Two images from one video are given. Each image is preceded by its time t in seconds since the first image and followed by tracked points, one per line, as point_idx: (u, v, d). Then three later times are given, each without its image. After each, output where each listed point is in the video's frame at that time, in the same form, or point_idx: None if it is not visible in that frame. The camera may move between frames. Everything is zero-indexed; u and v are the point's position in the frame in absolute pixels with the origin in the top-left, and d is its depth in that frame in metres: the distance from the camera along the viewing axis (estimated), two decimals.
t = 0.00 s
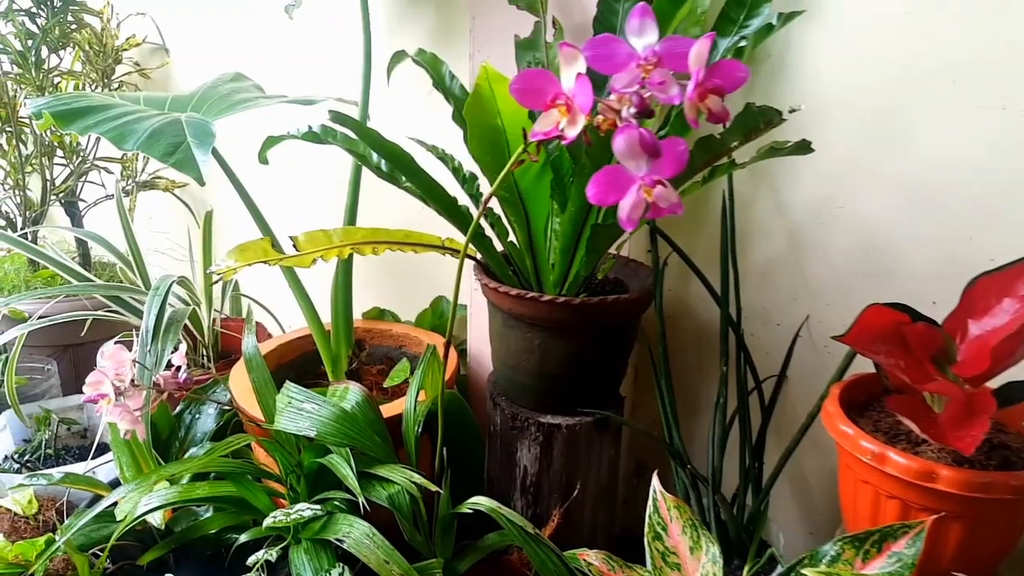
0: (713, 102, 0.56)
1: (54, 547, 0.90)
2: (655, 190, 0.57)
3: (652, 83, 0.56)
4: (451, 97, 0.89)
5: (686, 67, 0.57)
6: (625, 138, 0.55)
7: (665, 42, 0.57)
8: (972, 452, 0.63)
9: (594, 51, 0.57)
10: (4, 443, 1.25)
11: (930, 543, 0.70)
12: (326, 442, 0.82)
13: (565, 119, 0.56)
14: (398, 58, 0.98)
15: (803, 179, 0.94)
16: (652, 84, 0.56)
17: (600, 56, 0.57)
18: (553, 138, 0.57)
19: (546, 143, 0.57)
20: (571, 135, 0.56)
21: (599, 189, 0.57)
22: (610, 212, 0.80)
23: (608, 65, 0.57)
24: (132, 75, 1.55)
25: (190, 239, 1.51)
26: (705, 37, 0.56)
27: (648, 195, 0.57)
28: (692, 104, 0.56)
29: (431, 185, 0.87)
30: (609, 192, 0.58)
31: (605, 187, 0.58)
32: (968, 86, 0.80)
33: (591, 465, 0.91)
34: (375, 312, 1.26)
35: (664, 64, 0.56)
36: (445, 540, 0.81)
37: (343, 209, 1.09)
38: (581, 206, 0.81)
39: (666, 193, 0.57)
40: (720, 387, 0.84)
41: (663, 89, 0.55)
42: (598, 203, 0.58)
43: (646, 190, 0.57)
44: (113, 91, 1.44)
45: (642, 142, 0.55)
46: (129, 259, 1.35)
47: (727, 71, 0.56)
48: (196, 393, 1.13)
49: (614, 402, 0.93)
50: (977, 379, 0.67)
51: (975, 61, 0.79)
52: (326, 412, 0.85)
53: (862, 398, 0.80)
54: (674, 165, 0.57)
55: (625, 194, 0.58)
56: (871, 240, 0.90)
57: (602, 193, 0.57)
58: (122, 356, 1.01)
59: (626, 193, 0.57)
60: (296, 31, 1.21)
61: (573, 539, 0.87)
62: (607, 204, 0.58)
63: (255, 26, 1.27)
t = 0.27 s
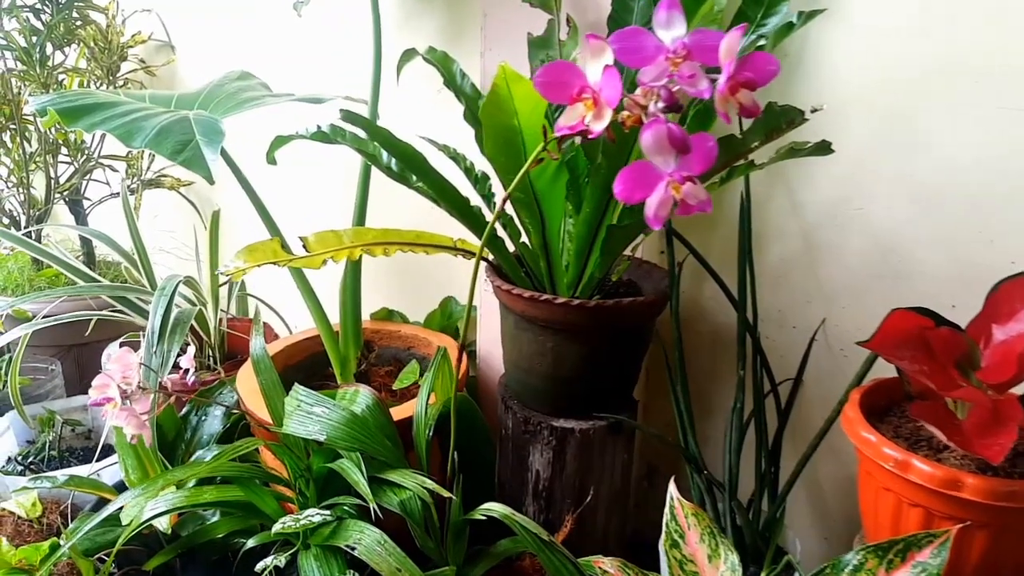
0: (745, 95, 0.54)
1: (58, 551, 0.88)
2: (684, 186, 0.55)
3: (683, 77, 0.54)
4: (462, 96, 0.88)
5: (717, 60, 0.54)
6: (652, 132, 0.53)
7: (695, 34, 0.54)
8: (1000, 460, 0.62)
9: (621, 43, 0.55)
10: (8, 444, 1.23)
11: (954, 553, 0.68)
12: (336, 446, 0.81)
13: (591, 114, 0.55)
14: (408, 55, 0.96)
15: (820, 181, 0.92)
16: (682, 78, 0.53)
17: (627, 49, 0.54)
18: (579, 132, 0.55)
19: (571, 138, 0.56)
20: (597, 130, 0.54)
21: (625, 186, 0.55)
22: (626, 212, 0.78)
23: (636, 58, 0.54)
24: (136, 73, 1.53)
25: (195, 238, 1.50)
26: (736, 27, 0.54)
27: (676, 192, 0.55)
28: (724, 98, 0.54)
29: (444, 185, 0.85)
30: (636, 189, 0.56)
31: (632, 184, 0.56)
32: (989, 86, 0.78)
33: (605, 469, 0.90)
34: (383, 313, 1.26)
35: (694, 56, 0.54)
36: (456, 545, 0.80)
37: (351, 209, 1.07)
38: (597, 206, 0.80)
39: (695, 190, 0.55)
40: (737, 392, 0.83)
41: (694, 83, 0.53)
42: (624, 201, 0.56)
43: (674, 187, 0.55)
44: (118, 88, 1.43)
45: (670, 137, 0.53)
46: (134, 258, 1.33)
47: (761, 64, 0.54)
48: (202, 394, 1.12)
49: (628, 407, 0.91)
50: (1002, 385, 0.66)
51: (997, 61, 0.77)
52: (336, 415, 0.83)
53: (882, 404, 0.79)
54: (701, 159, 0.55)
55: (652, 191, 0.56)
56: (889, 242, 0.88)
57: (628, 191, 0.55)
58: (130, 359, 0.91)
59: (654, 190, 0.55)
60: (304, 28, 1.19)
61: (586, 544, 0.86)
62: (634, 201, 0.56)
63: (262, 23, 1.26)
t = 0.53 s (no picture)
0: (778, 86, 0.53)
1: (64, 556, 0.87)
2: (715, 180, 0.53)
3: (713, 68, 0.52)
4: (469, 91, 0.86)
5: (749, 50, 0.53)
6: (682, 125, 0.51)
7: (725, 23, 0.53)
8: None
9: (650, 33, 0.53)
10: (11, 447, 1.22)
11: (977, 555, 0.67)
12: (347, 449, 0.79)
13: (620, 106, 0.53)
14: (416, 51, 0.95)
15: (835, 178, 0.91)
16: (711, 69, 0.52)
17: (656, 38, 0.53)
18: (608, 125, 0.54)
19: (599, 131, 0.55)
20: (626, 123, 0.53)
21: (655, 180, 0.54)
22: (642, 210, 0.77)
23: (664, 48, 0.53)
24: (138, 70, 1.52)
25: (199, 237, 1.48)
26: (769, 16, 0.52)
27: (708, 186, 0.54)
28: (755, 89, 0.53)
29: (454, 183, 0.84)
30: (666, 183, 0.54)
31: (662, 177, 0.55)
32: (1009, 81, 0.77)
33: (619, 471, 0.88)
34: (390, 312, 1.25)
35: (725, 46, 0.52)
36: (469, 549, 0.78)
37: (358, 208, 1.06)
38: (611, 204, 0.78)
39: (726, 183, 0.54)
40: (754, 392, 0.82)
41: (724, 74, 0.51)
42: (655, 195, 0.55)
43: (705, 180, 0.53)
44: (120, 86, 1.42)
45: (700, 129, 0.51)
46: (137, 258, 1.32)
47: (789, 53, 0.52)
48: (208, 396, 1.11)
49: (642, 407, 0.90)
50: None
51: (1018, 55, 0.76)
52: (345, 417, 0.82)
53: (901, 403, 0.77)
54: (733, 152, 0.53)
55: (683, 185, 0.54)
56: (906, 240, 0.87)
57: (659, 185, 0.54)
58: (138, 360, 0.89)
59: (685, 184, 0.54)
60: (310, 24, 1.18)
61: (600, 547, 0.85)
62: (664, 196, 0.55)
63: (266, 19, 1.24)
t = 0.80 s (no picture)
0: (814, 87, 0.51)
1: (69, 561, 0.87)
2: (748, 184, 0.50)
3: (747, 67, 0.48)
4: (479, 89, 0.85)
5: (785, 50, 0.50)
6: (716, 128, 0.48)
7: (760, 21, 0.50)
8: None
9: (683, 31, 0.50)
10: (13, 450, 1.20)
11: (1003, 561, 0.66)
12: (357, 453, 0.78)
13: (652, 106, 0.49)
14: (424, 49, 0.94)
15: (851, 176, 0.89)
16: (745, 68, 0.48)
17: (691, 37, 0.49)
18: (638, 128, 0.49)
19: (630, 133, 0.50)
20: (660, 124, 0.49)
21: (689, 185, 0.50)
22: (658, 210, 0.75)
23: (700, 46, 0.49)
24: (140, 69, 1.50)
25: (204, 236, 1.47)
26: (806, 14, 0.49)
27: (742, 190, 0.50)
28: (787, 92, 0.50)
29: (467, 181, 0.82)
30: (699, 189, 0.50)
31: (694, 183, 0.50)
32: None
33: (632, 474, 0.87)
34: (397, 313, 1.23)
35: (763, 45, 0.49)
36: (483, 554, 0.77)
37: (366, 207, 1.04)
38: (626, 203, 0.77)
39: (760, 187, 0.50)
40: (771, 394, 0.81)
41: (761, 74, 0.47)
42: (686, 200, 0.50)
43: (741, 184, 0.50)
44: (122, 84, 1.40)
45: (736, 131, 0.48)
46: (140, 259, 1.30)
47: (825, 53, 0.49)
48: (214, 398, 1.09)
49: (655, 410, 0.89)
50: None
51: None
52: (355, 421, 0.80)
53: (922, 405, 0.76)
54: (765, 153, 0.50)
55: (717, 190, 0.50)
56: (924, 239, 0.85)
57: (692, 189, 0.50)
58: (147, 363, 0.85)
59: (720, 188, 0.50)
60: (315, 21, 1.16)
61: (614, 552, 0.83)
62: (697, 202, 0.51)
63: (270, 16, 1.23)
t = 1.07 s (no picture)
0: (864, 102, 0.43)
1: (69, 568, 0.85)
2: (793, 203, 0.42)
3: (794, 81, 0.42)
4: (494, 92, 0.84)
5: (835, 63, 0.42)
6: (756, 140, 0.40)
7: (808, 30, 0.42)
8: None
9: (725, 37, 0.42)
10: (10, 452, 1.18)
11: None
12: (367, 460, 0.77)
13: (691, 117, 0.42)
14: (437, 50, 0.92)
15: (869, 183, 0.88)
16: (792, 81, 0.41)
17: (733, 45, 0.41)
18: (680, 141, 0.43)
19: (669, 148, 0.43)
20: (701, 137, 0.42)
21: (731, 201, 0.42)
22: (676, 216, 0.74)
23: (744, 56, 0.41)
24: (146, 66, 1.49)
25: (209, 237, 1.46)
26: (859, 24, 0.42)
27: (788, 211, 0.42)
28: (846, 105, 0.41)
29: (482, 185, 0.81)
30: (741, 206, 0.42)
31: (735, 201, 0.43)
32: None
33: (645, 484, 0.86)
34: (405, 316, 1.22)
35: (812, 56, 0.41)
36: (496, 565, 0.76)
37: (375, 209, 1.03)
38: (644, 209, 0.76)
39: (805, 209, 0.43)
40: (789, 403, 0.80)
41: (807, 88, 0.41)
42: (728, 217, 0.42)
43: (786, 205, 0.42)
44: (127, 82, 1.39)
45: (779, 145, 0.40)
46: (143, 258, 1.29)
47: (888, 63, 0.41)
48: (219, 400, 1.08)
49: (669, 418, 0.88)
50: None
51: None
52: (365, 427, 0.79)
53: (941, 417, 0.75)
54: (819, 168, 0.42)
55: (758, 210, 0.42)
56: (942, 247, 0.84)
57: (735, 206, 0.42)
58: (156, 371, 0.81)
59: (763, 208, 0.42)
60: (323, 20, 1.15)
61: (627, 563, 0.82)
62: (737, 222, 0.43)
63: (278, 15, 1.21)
